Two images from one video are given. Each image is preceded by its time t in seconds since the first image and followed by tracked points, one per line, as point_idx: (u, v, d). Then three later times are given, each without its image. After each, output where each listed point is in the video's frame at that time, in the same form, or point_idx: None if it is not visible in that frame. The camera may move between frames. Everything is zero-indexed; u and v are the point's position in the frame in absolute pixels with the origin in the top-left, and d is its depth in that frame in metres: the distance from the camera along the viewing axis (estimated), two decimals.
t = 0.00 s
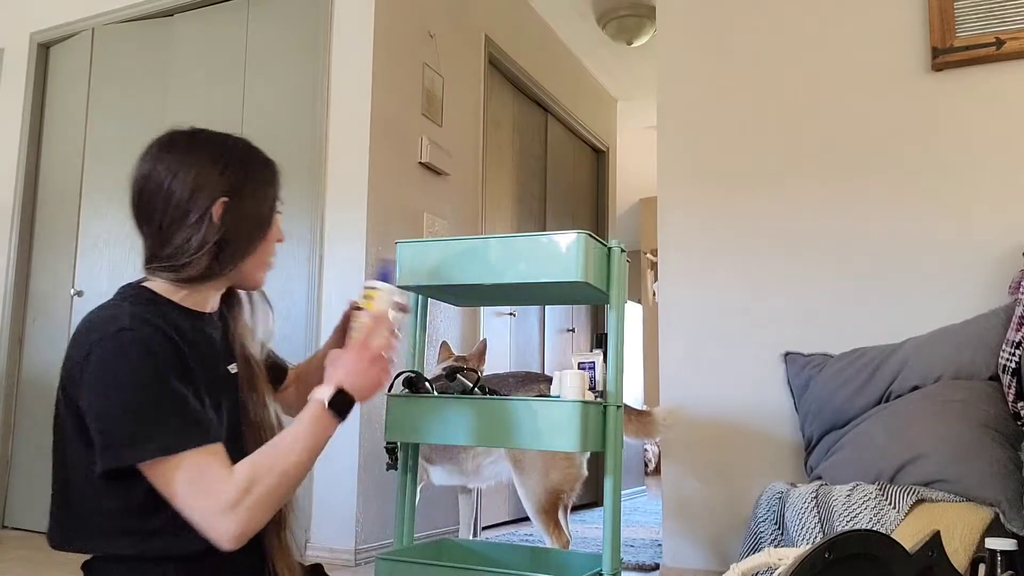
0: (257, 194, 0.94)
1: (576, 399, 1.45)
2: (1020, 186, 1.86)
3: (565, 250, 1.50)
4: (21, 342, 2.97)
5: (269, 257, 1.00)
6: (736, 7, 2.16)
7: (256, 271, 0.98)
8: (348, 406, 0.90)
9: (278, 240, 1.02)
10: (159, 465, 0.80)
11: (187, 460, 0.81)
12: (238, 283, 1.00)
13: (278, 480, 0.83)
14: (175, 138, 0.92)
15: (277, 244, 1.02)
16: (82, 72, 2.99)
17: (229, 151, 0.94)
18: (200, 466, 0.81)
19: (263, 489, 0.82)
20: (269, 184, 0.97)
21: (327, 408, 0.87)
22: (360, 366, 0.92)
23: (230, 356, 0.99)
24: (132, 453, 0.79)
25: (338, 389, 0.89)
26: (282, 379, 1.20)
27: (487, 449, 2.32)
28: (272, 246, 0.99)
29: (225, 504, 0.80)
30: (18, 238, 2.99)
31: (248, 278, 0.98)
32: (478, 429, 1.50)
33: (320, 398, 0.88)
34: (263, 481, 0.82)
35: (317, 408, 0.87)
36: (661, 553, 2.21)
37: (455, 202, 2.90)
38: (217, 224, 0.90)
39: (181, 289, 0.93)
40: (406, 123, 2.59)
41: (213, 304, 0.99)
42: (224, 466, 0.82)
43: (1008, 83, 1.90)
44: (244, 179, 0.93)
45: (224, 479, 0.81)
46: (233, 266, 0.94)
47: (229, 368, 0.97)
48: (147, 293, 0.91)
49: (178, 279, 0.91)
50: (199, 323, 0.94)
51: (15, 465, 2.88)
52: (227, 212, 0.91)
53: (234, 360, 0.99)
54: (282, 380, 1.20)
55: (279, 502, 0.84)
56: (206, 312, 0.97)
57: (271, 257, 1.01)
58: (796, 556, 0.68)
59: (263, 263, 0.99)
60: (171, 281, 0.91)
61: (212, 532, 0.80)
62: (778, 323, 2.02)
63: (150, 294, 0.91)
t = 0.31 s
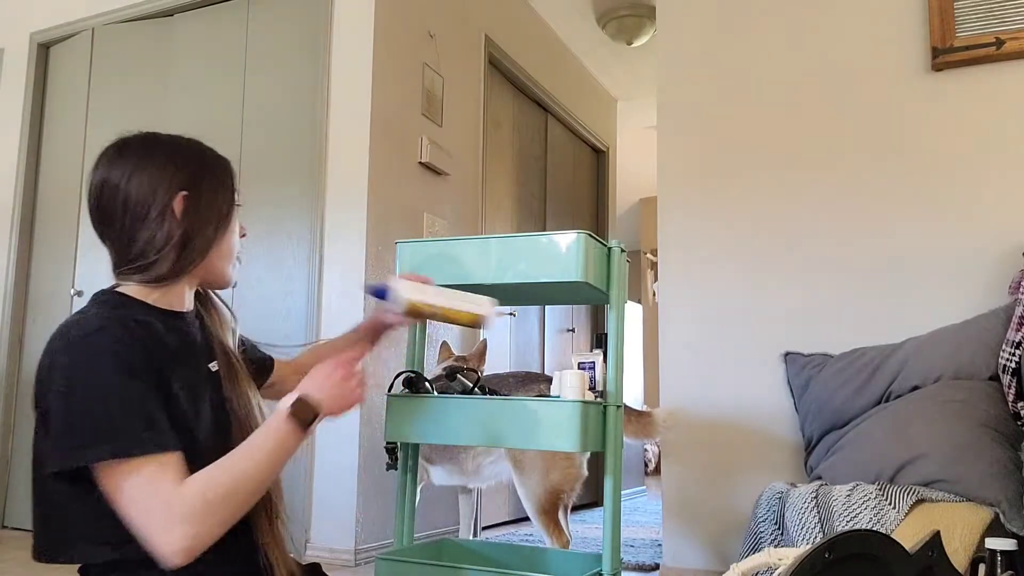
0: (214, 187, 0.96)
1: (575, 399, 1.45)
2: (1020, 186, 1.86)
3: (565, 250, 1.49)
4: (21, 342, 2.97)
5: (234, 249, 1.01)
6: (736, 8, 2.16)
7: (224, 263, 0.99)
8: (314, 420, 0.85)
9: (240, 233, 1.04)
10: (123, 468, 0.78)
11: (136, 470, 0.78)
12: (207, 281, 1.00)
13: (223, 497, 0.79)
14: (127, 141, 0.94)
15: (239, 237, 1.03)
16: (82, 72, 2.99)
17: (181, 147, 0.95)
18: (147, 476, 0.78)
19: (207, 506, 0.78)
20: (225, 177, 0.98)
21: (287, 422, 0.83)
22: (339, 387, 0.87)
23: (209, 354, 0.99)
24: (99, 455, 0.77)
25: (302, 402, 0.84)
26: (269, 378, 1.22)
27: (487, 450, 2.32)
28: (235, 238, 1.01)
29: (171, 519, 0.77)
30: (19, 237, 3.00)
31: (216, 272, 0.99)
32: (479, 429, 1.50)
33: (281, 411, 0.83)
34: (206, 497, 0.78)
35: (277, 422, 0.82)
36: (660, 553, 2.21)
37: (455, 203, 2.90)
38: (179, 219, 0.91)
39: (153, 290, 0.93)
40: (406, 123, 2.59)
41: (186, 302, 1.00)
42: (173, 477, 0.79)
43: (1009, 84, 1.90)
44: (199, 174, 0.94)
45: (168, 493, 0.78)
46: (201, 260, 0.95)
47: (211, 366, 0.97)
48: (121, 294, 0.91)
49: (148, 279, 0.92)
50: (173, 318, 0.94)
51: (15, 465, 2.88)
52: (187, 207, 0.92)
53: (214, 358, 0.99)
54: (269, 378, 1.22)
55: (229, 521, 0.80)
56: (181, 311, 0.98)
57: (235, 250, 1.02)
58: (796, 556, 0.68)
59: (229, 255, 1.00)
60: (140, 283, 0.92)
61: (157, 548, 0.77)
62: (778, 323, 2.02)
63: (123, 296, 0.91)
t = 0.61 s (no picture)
0: (212, 185, 1.03)
1: (575, 400, 1.45)
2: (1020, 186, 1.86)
3: (565, 250, 1.49)
4: (21, 342, 2.97)
5: (240, 247, 1.08)
6: (736, 7, 2.16)
7: (229, 261, 1.06)
8: (241, 487, 0.85)
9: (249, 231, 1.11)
10: (67, 475, 0.82)
11: (62, 486, 0.81)
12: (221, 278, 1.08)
13: (116, 547, 0.80)
14: (131, 144, 1.03)
15: (247, 234, 1.10)
16: (82, 72, 2.99)
17: (181, 148, 1.04)
18: (64, 497, 0.81)
19: (99, 549, 0.79)
20: (227, 176, 1.06)
21: (212, 484, 0.84)
22: (282, 462, 0.87)
23: (214, 358, 1.04)
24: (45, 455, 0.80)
25: (231, 467, 0.84)
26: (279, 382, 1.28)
27: (487, 450, 2.32)
28: (240, 236, 1.07)
29: (63, 547, 0.80)
30: (19, 237, 3.00)
31: (221, 269, 1.06)
32: (478, 429, 1.50)
33: (213, 470, 0.84)
34: (100, 542, 0.80)
35: (203, 481, 0.84)
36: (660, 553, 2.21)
37: (455, 203, 2.90)
38: (175, 217, 0.99)
39: (157, 291, 1.01)
40: (406, 124, 2.59)
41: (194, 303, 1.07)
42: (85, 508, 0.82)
43: (1009, 83, 1.90)
44: (197, 173, 1.02)
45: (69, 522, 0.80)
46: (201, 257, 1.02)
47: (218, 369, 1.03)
48: (122, 293, 1.00)
49: (152, 278, 1.00)
50: (163, 323, 0.99)
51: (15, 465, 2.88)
52: (184, 206, 1.00)
53: (221, 361, 1.04)
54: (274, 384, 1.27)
55: (121, 569, 0.82)
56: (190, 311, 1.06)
57: (243, 247, 1.09)
58: (796, 557, 0.68)
59: (235, 253, 1.07)
60: (144, 281, 1.00)
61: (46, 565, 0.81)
62: (778, 323, 2.02)
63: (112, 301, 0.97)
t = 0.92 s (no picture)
0: (227, 180, 1.05)
1: (576, 399, 1.45)
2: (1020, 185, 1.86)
3: (565, 250, 1.49)
4: (20, 343, 2.97)
5: (264, 239, 1.09)
6: (735, 7, 2.16)
7: (253, 256, 1.08)
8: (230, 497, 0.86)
9: (277, 221, 1.11)
10: (77, 473, 0.85)
11: (67, 483, 0.85)
12: (251, 271, 1.10)
13: (102, 546, 0.83)
14: (153, 146, 1.07)
15: (275, 225, 1.11)
16: (82, 72, 2.99)
17: (196, 146, 1.06)
18: (65, 494, 0.85)
19: (89, 549, 0.82)
20: (244, 168, 1.07)
21: (201, 492, 0.85)
22: (270, 474, 0.88)
23: (241, 360, 1.07)
24: (60, 453, 0.84)
25: (220, 478, 0.86)
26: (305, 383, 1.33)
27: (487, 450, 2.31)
28: (263, 228, 1.08)
29: (57, 542, 0.83)
30: (18, 237, 3.00)
31: (246, 263, 1.08)
32: (477, 429, 1.50)
33: (203, 477, 0.86)
34: (90, 541, 0.83)
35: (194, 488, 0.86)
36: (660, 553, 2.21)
37: (455, 203, 2.90)
38: (191, 218, 1.03)
39: (184, 291, 1.06)
40: (406, 123, 2.59)
41: (228, 303, 1.12)
42: (80, 506, 0.85)
43: (1008, 83, 1.90)
44: (212, 170, 1.04)
45: (64, 519, 0.84)
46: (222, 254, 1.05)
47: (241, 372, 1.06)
48: (150, 294, 1.05)
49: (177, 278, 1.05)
50: (183, 321, 1.02)
51: (15, 465, 2.88)
52: (198, 205, 1.03)
53: (246, 364, 1.07)
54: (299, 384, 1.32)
55: (110, 568, 0.85)
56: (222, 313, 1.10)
57: (270, 239, 1.10)
58: (796, 557, 0.68)
59: (258, 246, 1.08)
60: (172, 281, 1.05)
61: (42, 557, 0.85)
62: (777, 323, 2.02)
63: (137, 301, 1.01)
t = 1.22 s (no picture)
0: (265, 181, 1.09)
1: (576, 399, 1.45)
2: (1020, 185, 1.86)
3: (565, 250, 1.49)
4: (20, 343, 2.97)
5: (300, 236, 1.13)
6: (735, 7, 2.16)
7: (291, 253, 1.11)
8: (236, 512, 0.88)
9: (308, 221, 1.16)
10: (92, 470, 0.88)
11: (81, 479, 0.87)
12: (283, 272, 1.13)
13: (100, 549, 0.85)
14: (184, 152, 1.09)
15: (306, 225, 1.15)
16: (82, 72, 2.99)
17: (231, 149, 1.10)
18: (75, 491, 0.87)
19: (89, 548, 0.85)
20: (278, 171, 1.12)
21: (207, 509, 0.87)
22: (275, 482, 0.90)
23: (268, 363, 1.08)
24: (83, 454, 0.87)
25: (229, 497, 0.87)
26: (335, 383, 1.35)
27: (482, 447, 2.29)
28: (299, 227, 1.13)
29: (61, 538, 0.85)
30: (18, 238, 3.00)
31: (284, 260, 1.11)
32: (476, 428, 1.50)
33: (209, 497, 0.88)
34: (90, 542, 0.85)
35: (198, 503, 0.87)
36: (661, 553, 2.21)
37: (456, 203, 2.90)
38: (236, 213, 1.05)
39: (221, 289, 1.07)
40: (406, 123, 2.59)
41: (262, 305, 1.13)
42: (86, 505, 0.87)
43: (1008, 83, 1.90)
44: (251, 171, 1.08)
45: (70, 516, 0.86)
46: (264, 250, 1.08)
47: (269, 374, 1.07)
48: (186, 292, 1.06)
49: (220, 275, 1.06)
50: (211, 323, 1.03)
51: (15, 465, 2.88)
52: (242, 201, 1.06)
53: (274, 366, 1.08)
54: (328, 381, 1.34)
55: (110, 566, 0.87)
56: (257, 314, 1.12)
57: (304, 239, 1.14)
58: (796, 557, 0.68)
59: (296, 244, 1.12)
60: (214, 279, 1.06)
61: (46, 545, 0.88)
62: (777, 323, 2.02)
63: (170, 299, 1.03)
